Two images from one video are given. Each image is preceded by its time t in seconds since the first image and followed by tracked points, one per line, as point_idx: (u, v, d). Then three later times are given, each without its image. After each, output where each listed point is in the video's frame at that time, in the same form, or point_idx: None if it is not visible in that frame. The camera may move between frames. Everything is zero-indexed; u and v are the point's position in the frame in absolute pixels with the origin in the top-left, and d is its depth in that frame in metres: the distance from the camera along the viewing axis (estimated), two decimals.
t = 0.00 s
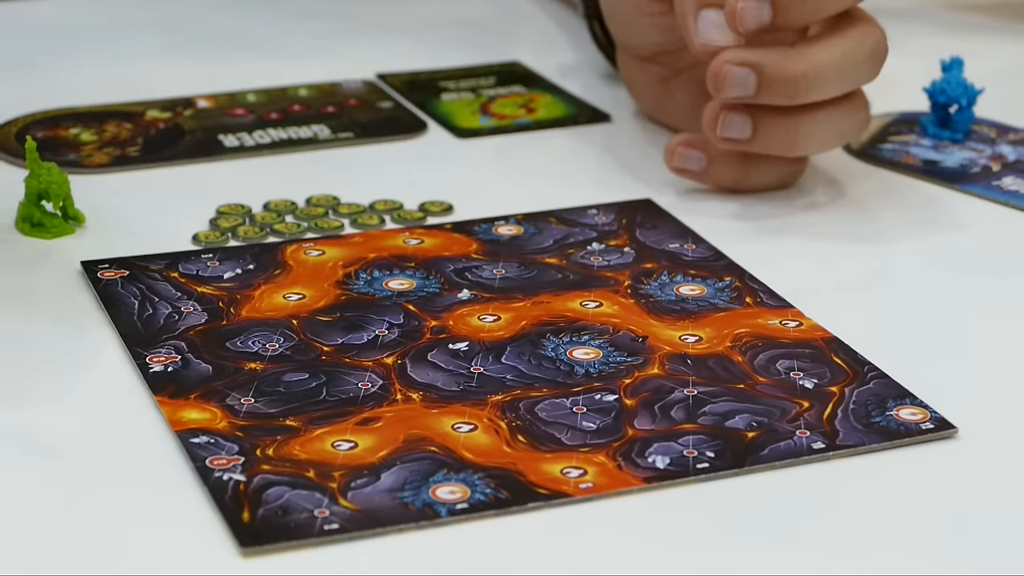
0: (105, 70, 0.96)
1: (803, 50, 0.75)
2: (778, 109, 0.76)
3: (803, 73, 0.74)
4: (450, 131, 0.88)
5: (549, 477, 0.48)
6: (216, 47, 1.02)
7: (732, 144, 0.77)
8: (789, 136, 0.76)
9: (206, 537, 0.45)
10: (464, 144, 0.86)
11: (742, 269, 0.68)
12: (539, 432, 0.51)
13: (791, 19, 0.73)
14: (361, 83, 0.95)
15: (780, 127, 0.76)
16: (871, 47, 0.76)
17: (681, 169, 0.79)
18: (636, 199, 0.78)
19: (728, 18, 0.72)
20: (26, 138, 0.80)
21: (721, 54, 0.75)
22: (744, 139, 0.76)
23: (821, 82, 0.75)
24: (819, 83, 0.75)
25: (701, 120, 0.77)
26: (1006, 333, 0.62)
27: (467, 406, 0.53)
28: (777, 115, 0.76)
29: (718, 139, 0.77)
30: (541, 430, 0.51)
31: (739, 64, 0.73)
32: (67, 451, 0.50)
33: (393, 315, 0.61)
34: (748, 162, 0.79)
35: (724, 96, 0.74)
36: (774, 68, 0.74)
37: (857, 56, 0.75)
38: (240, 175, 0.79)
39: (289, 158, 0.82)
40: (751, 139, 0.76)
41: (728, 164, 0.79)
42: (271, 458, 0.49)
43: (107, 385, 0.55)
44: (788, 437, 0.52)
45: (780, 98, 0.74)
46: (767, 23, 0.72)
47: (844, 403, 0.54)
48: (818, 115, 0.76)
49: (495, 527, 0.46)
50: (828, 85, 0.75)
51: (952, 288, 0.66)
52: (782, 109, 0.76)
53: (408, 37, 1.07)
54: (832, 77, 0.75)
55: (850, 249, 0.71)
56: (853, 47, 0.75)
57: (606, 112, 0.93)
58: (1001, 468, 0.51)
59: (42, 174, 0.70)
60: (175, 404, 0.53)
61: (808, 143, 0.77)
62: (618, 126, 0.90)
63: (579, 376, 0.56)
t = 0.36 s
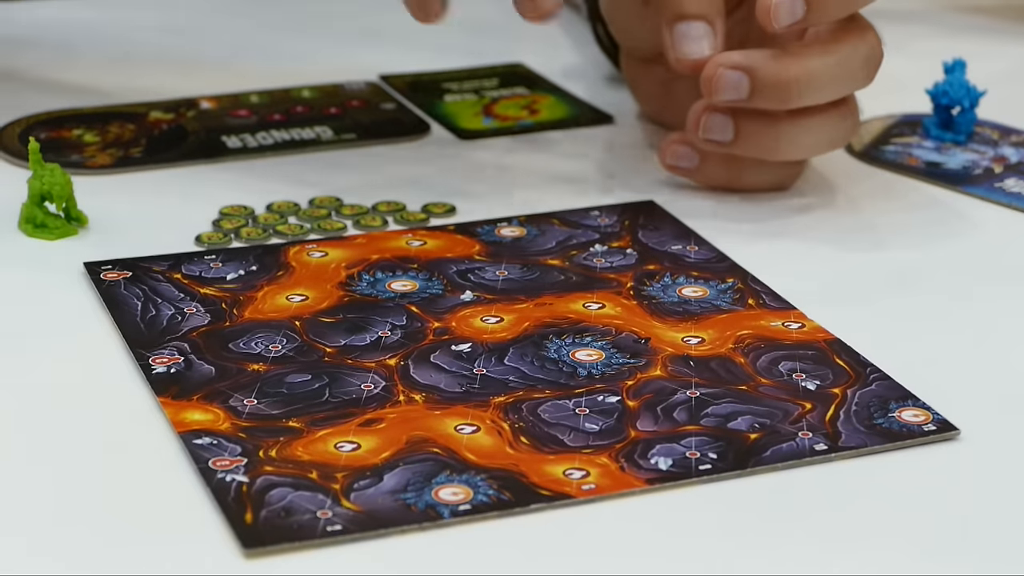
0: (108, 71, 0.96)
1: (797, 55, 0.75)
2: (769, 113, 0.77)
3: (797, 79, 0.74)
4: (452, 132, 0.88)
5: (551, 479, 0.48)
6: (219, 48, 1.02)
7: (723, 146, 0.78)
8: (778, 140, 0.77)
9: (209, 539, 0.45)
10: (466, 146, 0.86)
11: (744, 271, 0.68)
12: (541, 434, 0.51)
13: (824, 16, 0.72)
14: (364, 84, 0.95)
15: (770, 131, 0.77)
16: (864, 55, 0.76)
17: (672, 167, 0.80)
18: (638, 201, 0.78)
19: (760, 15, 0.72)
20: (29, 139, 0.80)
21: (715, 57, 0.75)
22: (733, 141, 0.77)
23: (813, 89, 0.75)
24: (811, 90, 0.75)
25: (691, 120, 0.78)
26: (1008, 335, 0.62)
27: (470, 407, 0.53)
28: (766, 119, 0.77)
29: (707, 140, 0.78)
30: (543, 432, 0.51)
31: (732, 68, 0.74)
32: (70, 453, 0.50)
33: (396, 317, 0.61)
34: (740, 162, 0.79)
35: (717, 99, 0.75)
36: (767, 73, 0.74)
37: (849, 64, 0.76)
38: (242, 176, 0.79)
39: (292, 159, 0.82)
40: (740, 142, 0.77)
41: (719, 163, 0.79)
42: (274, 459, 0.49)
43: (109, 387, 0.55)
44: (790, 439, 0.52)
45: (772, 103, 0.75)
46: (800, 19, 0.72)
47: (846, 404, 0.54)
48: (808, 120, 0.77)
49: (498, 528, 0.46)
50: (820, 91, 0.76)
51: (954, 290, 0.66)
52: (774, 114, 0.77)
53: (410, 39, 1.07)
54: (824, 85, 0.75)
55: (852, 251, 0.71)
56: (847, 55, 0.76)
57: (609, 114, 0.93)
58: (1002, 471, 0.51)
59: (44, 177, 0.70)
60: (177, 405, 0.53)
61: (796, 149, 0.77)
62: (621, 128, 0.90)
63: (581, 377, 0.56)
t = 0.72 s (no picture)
0: (107, 70, 0.96)
1: (794, 55, 0.75)
2: (766, 112, 0.77)
3: (794, 80, 0.75)
4: (451, 131, 0.88)
5: (550, 476, 0.48)
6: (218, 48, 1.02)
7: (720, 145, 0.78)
8: (777, 140, 0.77)
9: (208, 537, 0.45)
10: (465, 144, 0.86)
11: (743, 269, 0.68)
12: (540, 431, 0.51)
13: (817, 17, 0.72)
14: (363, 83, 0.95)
15: (768, 130, 0.77)
16: (862, 55, 0.77)
17: (670, 166, 0.80)
18: (637, 199, 0.78)
19: (753, 17, 0.71)
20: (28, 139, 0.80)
21: (711, 58, 0.75)
22: (731, 141, 0.77)
23: (810, 89, 0.75)
24: (808, 90, 0.75)
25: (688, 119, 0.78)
26: (1007, 332, 0.62)
27: (469, 405, 0.53)
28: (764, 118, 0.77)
29: (705, 140, 0.78)
30: (542, 429, 0.51)
31: (729, 68, 0.74)
32: (69, 452, 0.50)
33: (395, 315, 0.61)
34: (739, 161, 0.79)
35: (714, 99, 0.75)
36: (764, 74, 0.74)
37: (847, 64, 0.76)
38: (241, 176, 0.79)
39: (291, 159, 0.82)
40: (738, 141, 0.77)
41: (718, 162, 0.79)
42: (273, 457, 0.49)
43: (109, 386, 0.55)
44: (790, 435, 0.52)
45: (769, 104, 0.75)
46: (794, 21, 0.72)
47: (845, 401, 0.54)
48: (805, 120, 0.77)
49: (498, 526, 0.46)
50: (817, 91, 0.76)
51: (953, 287, 0.66)
52: (771, 113, 0.77)
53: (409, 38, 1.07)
54: (822, 85, 0.76)
55: (851, 249, 0.71)
56: (844, 55, 0.76)
57: (608, 112, 0.93)
58: (1002, 468, 0.51)
59: (43, 176, 0.70)
60: (177, 404, 0.53)
61: (795, 148, 0.78)
62: (620, 126, 0.90)
63: (580, 375, 0.56)
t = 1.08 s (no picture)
0: (107, 72, 0.96)
1: (795, 60, 0.75)
2: (767, 116, 0.77)
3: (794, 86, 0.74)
4: (452, 132, 0.88)
5: (550, 477, 0.48)
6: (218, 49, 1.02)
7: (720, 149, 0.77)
8: (778, 145, 0.77)
9: (207, 538, 0.45)
10: (465, 146, 0.86)
11: (743, 270, 0.68)
12: (540, 432, 0.51)
13: (817, 24, 0.72)
14: (363, 84, 0.95)
15: (770, 135, 0.77)
16: (862, 61, 0.77)
17: (671, 168, 0.80)
18: (637, 200, 0.78)
19: (753, 24, 0.72)
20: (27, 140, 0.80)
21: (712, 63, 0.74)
22: (733, 145, 0.77)
23: (811, 95, 0.75)
24: (809, 96, 0.75)
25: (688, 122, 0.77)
26: (1007, 334, 0.62)
27: (469, 406, 0.53)
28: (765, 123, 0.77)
29: (707, 144, 0.77)
30: (542, 431, 0.51)
31: (730, 73, 0.73)
32: (68, 454, 0.50)
33: (395, 316, 0.61)
34: (740, 163, 0.79)
35: (715, 104, 0.74)
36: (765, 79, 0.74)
37: (847, 70, 0.76)
38: (241, 177, 0.79)
39: (290, 160, 0.82)
40: (740, 146, 0.77)
41: (718, 164, 0.79)
42: (273, 458, 0.49)
43: (107, 387, 0.55)
44: (790, 437, 0.52)
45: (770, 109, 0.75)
46: (794, 26, 0.72)
47: (845, 402, 0.54)
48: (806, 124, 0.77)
49: (498, 527, 0.46)
50: (818, 96, 0.76)
51: (953, 288, 0.66)
52: (772, 118, 0.77)
53: (409, 40, 1.07)
54: (823, 91, 0.75)
55: (851, 250, 0.71)
56: (844, 60, 0.76)
57: (608, 113, 0.93)
58: (1002, 469, 0.51)
59: (43, 176, 0.70)
60: (176, 405, 0.53)
61: (796, 153, 0.77)
62: (620, 128, 0.90)
63: (580, 376, 0.56)
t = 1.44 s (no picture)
0: (106, 73, 0.96)
1: (796, 63, 0.75)
2: (769, 118, 0.77)
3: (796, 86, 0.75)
4: (451, 134, 0.88)
5: (549, 478, 0.48)
6: (217, 51, 1.02)
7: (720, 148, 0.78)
8: (779, 146, 0.77)
9: (205, 539, 0.45)
10: (464, 148, 0.86)
11: (742, 271, 0.68)
12: (539, 433, 0.51)
13: (816, 26, 0.72)
14: (362, 86, 0.95)
15: (770, 136, 0.77)
16: (864, 62, 0.77)
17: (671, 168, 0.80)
18: (635, 201, 0.78)
19: (753, 26, 0.72)
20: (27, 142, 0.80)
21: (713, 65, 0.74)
22: (733, 146, 0.77)
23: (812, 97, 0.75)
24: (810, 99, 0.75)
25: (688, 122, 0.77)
26: (1006, 335, 0.62)
27: (468, 408, 0.53)
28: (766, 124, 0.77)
29: (708, 145, 0.77)
30: (541, 432, 0.51)
31: (732, 75, 0.74)
32: (68, 454, 0.50)
33: (393, 317, 0.61)
34: (740, 164, 0.79)
35: (717, 105, 0.74)
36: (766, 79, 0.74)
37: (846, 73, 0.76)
38: (240, 179, 0.79)
39: (290, 162, 0.82)
40: (741, 147, 0.77)
41: (718, 165, 0.79)
42: (271, 459, 0.49)
43: (106, 388, 0.55)
44: (788, 437, 0.52)
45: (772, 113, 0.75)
46: (794, 29, 0.72)
47: (843, 403, 0.54)
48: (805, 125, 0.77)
49: (497, 527, 0.46)
50: (818, 100, 0.76)
51: (951, 289, 0.66)
52: (773, 119, 0.77)
53: (409, 42, 1.07)
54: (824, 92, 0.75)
55: (850, 251, 0.71)
56: (845, 63, 0.76)
57: (607, 115, 0.93)
58: (1002, 470, 0.51)
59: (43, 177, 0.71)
60: (175, 406, 0.53)
61: (797, 154, 0.78)
62: (619, 129, 0.90)
63: (579, 377, 0.56)
